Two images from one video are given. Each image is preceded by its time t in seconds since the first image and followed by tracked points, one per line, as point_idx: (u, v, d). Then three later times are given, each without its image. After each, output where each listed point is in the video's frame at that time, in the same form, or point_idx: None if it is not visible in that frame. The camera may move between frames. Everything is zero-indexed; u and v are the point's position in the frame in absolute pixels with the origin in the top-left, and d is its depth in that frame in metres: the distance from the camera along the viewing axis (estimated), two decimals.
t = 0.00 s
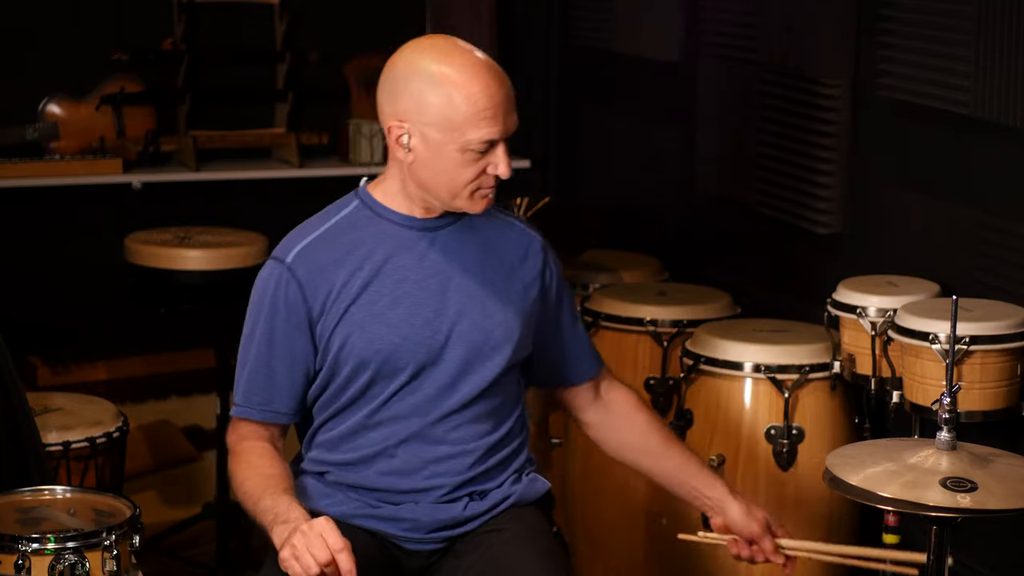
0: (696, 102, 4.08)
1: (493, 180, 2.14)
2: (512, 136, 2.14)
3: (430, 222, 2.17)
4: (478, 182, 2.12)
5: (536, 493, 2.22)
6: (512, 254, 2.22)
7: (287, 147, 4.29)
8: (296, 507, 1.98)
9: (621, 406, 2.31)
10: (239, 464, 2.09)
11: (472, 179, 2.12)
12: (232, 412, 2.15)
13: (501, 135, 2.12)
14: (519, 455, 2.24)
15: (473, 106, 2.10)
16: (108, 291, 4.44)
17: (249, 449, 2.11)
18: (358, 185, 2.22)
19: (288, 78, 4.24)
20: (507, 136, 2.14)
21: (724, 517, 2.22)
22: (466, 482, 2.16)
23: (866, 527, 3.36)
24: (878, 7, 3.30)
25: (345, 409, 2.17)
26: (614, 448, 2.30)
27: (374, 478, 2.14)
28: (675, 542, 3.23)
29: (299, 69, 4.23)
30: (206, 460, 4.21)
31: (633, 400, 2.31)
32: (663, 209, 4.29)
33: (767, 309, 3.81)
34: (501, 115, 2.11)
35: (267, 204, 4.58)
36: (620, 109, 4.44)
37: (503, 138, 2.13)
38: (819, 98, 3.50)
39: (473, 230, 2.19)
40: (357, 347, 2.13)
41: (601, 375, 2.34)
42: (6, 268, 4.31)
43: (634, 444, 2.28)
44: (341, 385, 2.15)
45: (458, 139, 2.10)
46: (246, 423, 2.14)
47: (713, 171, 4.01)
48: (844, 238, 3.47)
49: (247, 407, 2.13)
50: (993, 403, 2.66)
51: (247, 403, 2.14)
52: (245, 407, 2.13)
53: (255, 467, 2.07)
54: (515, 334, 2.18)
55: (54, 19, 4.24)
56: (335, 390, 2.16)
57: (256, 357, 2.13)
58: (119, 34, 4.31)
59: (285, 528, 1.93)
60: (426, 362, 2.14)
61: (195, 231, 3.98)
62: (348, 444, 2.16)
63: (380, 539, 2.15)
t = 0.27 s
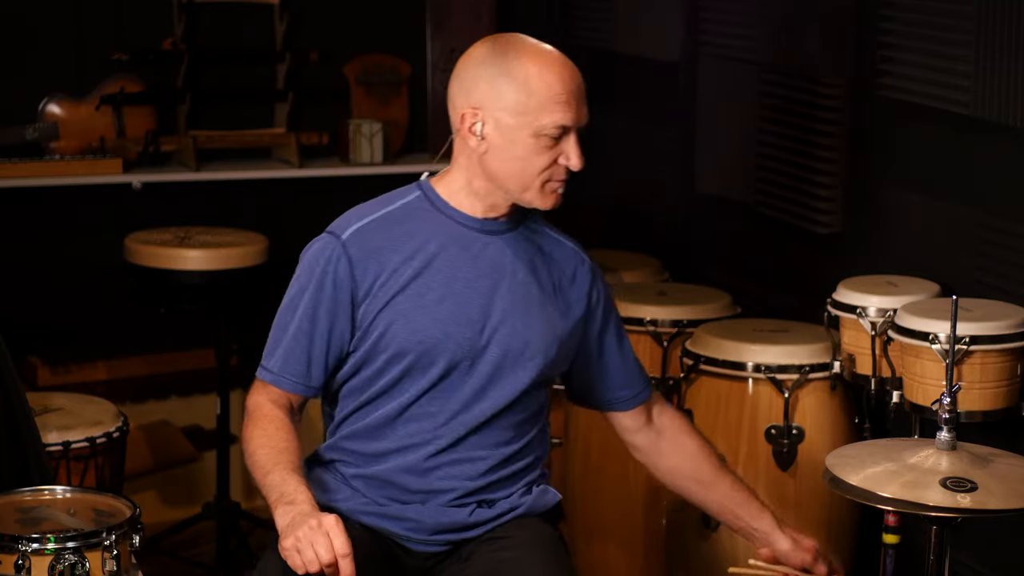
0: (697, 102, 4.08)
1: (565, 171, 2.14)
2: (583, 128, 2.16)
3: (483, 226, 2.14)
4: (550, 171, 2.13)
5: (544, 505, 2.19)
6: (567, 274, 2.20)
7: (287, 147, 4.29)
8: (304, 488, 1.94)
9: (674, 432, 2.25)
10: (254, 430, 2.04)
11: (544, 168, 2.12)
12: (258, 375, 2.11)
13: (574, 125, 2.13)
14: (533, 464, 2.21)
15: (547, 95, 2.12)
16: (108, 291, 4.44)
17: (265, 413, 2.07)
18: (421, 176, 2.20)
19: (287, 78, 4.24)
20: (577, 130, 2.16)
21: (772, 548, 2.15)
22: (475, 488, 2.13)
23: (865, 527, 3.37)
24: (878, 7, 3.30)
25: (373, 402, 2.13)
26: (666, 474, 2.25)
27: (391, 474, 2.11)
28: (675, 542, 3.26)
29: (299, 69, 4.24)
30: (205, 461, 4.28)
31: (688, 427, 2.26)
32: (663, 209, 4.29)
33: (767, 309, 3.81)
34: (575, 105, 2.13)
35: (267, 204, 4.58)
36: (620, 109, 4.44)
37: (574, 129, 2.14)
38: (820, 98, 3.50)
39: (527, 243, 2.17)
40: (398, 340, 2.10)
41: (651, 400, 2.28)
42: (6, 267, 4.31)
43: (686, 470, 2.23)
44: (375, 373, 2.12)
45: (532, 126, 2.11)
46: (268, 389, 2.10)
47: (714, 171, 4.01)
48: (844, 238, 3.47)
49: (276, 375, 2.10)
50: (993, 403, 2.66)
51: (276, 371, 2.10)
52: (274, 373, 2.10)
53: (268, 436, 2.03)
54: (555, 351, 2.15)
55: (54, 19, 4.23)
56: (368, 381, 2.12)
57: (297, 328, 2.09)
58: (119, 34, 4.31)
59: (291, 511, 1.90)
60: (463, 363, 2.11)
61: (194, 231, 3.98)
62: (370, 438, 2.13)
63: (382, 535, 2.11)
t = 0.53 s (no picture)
0: (697, 102, 4.08)
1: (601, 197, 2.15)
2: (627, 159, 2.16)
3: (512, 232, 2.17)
4: (584, 195, 2.14)
5: (548, 515, 2.22)
6: (595, 292, 2.23)
7: (287, 147, 4.29)
8: (311, 472, 1.98)
9: (706, 457, 2.32)
10: (270, 409, 2.09)
11: (579, 190, 2.13)
12: (282, 354, 2.16)
13: (617, 154, 2.14)
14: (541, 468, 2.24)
15: (595, 121, 2.12)
16: (108, 291, 4.44)
17: (283, 392, 2.12)
18: (462, 179, 2.25)
19: (287, 77, 4.25)
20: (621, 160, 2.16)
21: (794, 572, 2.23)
22: (479, 490, 2.15)
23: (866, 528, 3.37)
24: (878, 7, 3.30)
25: (391, 397, 2.17)
26: (696, 496, 2.32)
27: (401, 469, 2.14)
28: (676, 544, 3.26)
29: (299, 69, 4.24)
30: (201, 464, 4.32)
31: (719, 451, 2.32)
32: (663, 209, 4.30)
33: (766, 309, 3.81)
34: (622, 135, 2.13)
35: (267, 204, 4.58)
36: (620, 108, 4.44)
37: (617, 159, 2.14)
38: (820, 98, 3.51)
39: (557, 256, 2.20)
40: (421, 339, 2.14)
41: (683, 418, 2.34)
42: (6, 267, 4.31)
43: (715, 493, 2.30)
44: (396, 367, 2.16)
45: (575, 149, 2.12)
46: (290, 368, 2.15)
47: (714, 171, 4.01)
48: (844, 239, 3.48)
49: (299, 357, 2.14)
50: (994, 403, 2.66)
51: (300, 352, 2.14)
52: (297, 355, 2.14)
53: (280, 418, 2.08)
54: (573, 364, 2.18)
55: (54, 19, 4.23)
56: (387, 373, 2.16)
57: (324, 312, 2.14)
58: (119, 34, 4.31)
59: (296, 494, 1.93)
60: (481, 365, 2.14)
61: (195, 231, 3.99)
62: (385, 433, 2.16)
63: (383, 527, 2.14)
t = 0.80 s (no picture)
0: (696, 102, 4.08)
1: (619, 183, 2.14)
2: (644, 144, 2.16)
3: (528, 233, 2.17)
4: (601, 182, 2.13)
5: (551, 519, 2.20)
6: (611, 297, 2.22)
7: (288, 147, 4.29)
8: (310, 467, 2.02)
9: (710, 466, 2.32)
10: (280, 400, 2.13)
11: (596, 177, 2.13)
12: (297, 346, 2.18)
13: (632, 138, 2.14)
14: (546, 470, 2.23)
15: (609, 105, 2.13)
16: (108, 291, 4.45)
17: (295, 385, 2.15)
18: (483, 179, 2.25)
19: (288, 78, 4.24)
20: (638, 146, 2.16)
21: None
22: (481, 492, 2.15)
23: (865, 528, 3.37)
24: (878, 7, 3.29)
25: (400, 395, 2.17)
26: (699, 503, 2.33)
27: (406, 467, 2.14)
28: (676, 544, 3.25)
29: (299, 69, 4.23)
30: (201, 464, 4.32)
31: (724, 459, 2.32)
32: (663, 209, 4.29)
33: (766, 309, 3.81)
34: (637, 119, 2.14)
35: (267, 204, 4.58)
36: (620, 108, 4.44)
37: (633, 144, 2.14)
38: (820, 98, 3.51)
39: (572, 260, 2.19)
40: (430, 338, 2.14)
41: (693, 427, 2.34)
42: (6, 267, 4.31)
43: (718, 503, 2.31)
44: (406, 365, 2.16)
45: (590, 134, 2.13)
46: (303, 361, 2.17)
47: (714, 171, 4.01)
48: (843, 239, 3.47)
49: (313, 351, 2.16)
50: (994, 403, 2.66)
51: (314, 345, 2.16)
52: (311, 348, 2.16)
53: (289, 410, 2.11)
54: (582, 369, 2.16)
55: (55, 19, 4.23)
56: (398, 370, 2.17)
57: (338, 306, 2.15)
58: (119, 34, 4.31)
59: (292, 489, 1.97)
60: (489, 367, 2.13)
61: (195, 231, 3.99)
62: (393, 431, 2.17)
63: (383, 523, 2.15)
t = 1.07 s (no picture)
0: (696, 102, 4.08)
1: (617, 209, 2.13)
2: (646, 171, 2.14)
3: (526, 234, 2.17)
4: (597, 206, 2.12)
5: (548, 519, 2.20)
6: (610, 300, 2.22)
7: (288, 147, 4.29)
8: (308, 470, 2.02)
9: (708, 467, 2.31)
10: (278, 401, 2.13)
11: (593, 200, 2.12)
12: (297, 346, 2.18)
13: (635, 165, 2.12)
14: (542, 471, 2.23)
15: (613, 129, 2.11)
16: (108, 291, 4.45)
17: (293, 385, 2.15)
18: (483, 180, 2.26)
19: (288, 78, 4.24)
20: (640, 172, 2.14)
21: None
22: (480, 492, 2.15)
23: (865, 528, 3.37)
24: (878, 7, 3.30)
25: (400, 395, 2.17)
26: (699, 504, 2.33)
27: (404, 468, 2.15)
28: (676, 545, 3.25)
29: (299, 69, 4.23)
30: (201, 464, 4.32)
31: (725, 461, 2.32)
32: (662, 209, 4.29)
33: (766, 309, 3.81)
34: (640, 146, 2.12)
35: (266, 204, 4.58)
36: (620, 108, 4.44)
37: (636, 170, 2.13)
38: (820, 98, 3.51)
39: (571, 263, 2.19)
40: (430, 339, 2.14)
41: (694, 428, 2.33)
42: (6, 267, 4.31)
43: (719, 503, 2.31)
44: (405, 366, 2.16)
45: (592, 156, 2.11)
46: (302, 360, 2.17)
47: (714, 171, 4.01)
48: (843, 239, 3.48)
49: (312, 350, 2.17)
50: (993, 403, 2.66)
51: (314, 345, 2.17)
52: (311, 347, 2.17)
53: (288, 411, 2.11)
54: (581, 370, 2.16)
55: (54, 19, 4.23)
56: (397, 371, 2.17)
57: (337, 306, 2.16)
58: (119, 35, 4.31)
59: (290, 493, 1.97)
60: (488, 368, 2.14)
61: (195, 231, 3.99)
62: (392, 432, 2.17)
63: (382, 524, 2.15)
